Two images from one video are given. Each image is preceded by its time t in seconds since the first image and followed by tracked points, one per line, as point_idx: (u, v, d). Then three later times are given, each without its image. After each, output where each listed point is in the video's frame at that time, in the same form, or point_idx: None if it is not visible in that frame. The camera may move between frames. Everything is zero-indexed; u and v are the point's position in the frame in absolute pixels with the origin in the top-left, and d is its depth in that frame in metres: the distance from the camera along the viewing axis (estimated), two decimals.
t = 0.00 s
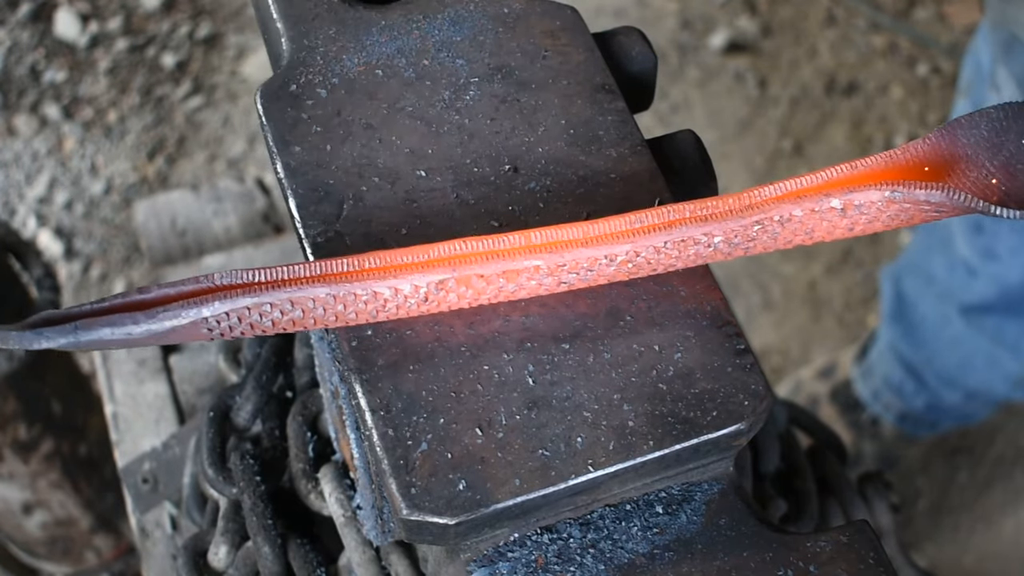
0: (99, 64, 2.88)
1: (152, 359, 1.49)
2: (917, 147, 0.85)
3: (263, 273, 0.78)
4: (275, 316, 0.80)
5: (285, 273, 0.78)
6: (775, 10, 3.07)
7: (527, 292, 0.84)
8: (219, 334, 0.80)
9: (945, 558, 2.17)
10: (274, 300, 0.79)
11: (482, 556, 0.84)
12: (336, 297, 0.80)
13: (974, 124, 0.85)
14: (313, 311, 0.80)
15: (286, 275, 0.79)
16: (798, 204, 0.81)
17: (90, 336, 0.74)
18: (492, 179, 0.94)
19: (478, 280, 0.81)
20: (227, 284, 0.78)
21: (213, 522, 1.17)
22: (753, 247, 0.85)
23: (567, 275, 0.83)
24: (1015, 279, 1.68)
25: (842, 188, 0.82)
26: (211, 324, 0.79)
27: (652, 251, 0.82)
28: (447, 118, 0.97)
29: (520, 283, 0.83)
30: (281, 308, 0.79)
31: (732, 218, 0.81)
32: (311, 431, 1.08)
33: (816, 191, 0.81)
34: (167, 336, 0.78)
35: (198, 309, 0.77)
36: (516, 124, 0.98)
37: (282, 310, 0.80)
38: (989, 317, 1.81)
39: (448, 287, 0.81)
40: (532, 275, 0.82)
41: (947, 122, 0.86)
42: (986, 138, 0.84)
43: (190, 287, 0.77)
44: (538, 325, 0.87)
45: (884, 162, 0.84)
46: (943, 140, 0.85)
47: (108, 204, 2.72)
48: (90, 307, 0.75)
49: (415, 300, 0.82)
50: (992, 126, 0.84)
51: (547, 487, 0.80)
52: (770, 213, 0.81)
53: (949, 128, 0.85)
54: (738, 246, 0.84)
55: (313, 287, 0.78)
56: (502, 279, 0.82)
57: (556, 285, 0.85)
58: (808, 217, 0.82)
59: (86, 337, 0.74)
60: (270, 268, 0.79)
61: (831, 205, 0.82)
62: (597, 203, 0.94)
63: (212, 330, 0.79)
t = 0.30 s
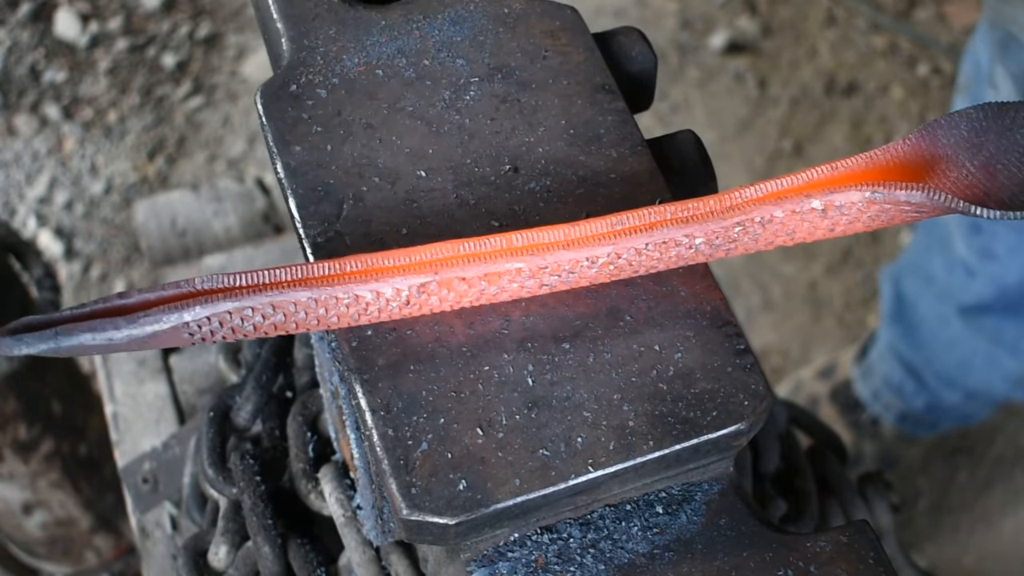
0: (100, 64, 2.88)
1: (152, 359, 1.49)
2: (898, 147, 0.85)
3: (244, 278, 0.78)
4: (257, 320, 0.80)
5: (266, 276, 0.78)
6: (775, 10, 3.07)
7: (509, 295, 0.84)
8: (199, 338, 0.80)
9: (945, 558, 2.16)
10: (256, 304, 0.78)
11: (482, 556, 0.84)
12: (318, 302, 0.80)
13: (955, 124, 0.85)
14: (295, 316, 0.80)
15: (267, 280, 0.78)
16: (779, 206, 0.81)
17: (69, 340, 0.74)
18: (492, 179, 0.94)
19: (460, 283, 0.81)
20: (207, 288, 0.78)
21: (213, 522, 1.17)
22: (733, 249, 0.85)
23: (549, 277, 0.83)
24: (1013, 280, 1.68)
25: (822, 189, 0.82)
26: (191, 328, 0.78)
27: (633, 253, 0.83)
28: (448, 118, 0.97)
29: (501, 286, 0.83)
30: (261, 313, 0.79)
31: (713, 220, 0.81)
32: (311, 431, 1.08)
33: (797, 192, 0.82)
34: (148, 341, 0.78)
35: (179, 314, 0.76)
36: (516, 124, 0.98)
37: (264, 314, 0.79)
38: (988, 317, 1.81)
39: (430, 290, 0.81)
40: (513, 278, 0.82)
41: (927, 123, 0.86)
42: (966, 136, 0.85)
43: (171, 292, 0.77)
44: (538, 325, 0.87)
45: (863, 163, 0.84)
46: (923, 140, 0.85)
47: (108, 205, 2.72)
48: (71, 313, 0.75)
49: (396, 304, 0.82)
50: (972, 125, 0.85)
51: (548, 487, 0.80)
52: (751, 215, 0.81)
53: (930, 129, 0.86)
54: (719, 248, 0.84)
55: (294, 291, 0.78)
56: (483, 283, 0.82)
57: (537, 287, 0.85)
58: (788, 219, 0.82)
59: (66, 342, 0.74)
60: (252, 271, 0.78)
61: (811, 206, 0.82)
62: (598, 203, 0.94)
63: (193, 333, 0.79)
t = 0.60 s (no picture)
0: (100, 64, 2.87)
1: (152, 359, 1.49)
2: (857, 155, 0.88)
3: (199, 292, 0.78)
4: (215, 332, 0.80)
5: (223, 289, 0.79)
6: (775, 10, 3.07)
7: (469, 305, 0.84)
8: (158, 351, 0.80)
9: (945, 557, 2.15)
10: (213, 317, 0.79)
11: (482, 556, 0.84)
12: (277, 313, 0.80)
13: (911, 133, 0.89)
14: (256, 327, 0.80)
15: (224, 292, 0.79)
16: (738, 215, 0.82)
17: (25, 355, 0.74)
18: (492, 179, 0.94)
19: (419, 294, 0.81)
20: (164, 302, 0.78)
21: (213, 522, 1.17)
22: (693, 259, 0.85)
23: (508, 287, 0.83)
24: (1007, 280, 1.68)
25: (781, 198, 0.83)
26: (148, 341, 0.79)
27: (592, 263, 0.83)
28: (448, 118, 0.97)
29: (461, 296, 0.82)
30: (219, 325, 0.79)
31: (673, 229, 0.81)
32: (311, 431, 1.08)
33: (756, 201, 0.83)
34: (105, 355, 0.79)
35: (135, 327, 0.77)
36: (516, 124, 0.98)
37: (222, 326, 0.79)
38: (986, 319, 1.81)
39: (388, 302, 0.81)
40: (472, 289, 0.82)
41: (886, 131, 0.89)
42: (924, 144, 0.88)
43: (127, 305, 0.77)
44: (538, 324, 0.87)
45: (825, 170, 0.86)
46: (882, 147, 0.88)
47: (108, 205, 2.72)
48: (28, 326, 0.76)
49: (355, 316, 0.81)
50: (929, 134, 0.88)
51: (548, 487, 0.80)
52: (709, 224, 0.82)
53: (889, 136, 0.89)
54: (679, 256, 0.84)
55: (252, 303, 0.78)
56: (443, 293, 0.82)
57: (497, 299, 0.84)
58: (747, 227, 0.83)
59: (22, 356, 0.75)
60: (209, 284, 0.79)
61: (771, 215, 0.83)
62: (598, 203, 0.94)
63: (150, 345, 0.79)
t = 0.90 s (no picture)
0: (99, 64, 2.87)
1: (152, 358, 1.49)
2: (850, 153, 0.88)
3: (192, 281, 0.80)
4: (208, 323, 0.80)
5: (218, 279, 0.80)
6: (775, 10, 3.07)
7: (462, 297, 0.83)
8: (151, 342, 0.79)
9: (944, 557, 2.14)
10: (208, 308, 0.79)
11: (483, 556, 0.84)
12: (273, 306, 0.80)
13: (905, 131, 0.88)
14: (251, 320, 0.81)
15: (219, 283, 0.80)
16: (732, 210, 0.83)
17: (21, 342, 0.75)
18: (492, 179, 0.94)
19: (413, 286, 0.81)
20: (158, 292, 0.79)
21: (213, 522, 1.17)
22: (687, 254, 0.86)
23: (502, 281, 0.82)
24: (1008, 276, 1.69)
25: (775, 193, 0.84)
26: (142, 331, 0.78)
27: (587, 258, 0.83)
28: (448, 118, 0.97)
29: (454, 289, 0.82)
30: (213, 316, 0.80)
31: (668, 224, 0.82)
32: (311, 431, 1.08)
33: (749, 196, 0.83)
34: (98, 347, 0.78)
35: (129, 317, 0.77)
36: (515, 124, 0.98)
37: (215, 317, 0.80)
38: (985, 317, 1.82)
39: (382, 294, 0.81)
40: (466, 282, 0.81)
41: (879, 129, 0.89)
42: (917, 143, 0.88)
43: (122, 295, 0.78)
44: (538, 324, 0.87)
45: (817, 167, 0.87)
46: (875, 144, 0.88)
47: (107, 204, 2.72)
48: (25, 316, 0.76)
49: (349, 307, 0.81)
50: (922, 132, 0.88)
51: (548, 487, 0.80)
52: (704, 218, 0.82)
53: (882, 133, 0.88)
54: (672, 251, 0.85)
55: (247, 293, 0.79)
56: (437, 286, 0.81)
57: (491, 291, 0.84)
58: (741, 223, 0.84)
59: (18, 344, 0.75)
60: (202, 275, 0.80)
61: (764, 210, 0.83)
62: (597, 202, 0.94)
63: (144, 337, 0.79)
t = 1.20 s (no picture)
0: (99, 64, 2.87)
1: (152, 358, 1.49)
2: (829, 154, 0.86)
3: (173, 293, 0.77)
4: (187, 333, 0.79)
5: (196, 290, 0.78)
6: (775, 10, 3.07)
7: (442, 305, 0.83)
8: (129, 353, 0.78)
9: (945, 557, 2.14)
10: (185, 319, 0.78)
11: (483, 556, 0.84)
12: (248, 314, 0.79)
13: (882, 131, 0.87)
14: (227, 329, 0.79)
15: (197, 293, 0.78)
16: (710, 213, 0.81)
17: None
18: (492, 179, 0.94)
19: (391, 294, 0.81)
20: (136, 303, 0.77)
21: (213, 522, 1.17)
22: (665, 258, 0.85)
23: (481, 288, 0.82)
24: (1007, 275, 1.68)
25: (753, 196, 0.82)
26: (121, 342, 0.77)
27: (565, 262, 0.82)
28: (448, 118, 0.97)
29: (433, 297, 0.82)
30: (192, 326, 0.78)
31: (646, 228, 0.81)
32: (311, 431, 1.08)
33: (728, 200, 0.82)
34: (75, 358, 0.76)
35: (107, 330, 0.75)
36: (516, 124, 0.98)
37: (195, 328, 0.79)
38: (985, 317, 1.82)
39: (361, 302, 0.81)
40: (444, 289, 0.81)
41: (857, 129, 0.87)
42: (894, 143, 0.86)
43: (99, 307, 0.75)
44: (539, 324, 0.87)
45: (794, 169, 0.85)
46: (853, 146, 0.86)
47: (107, 205, 2.72)
48: None
49: (328, 316, 0.81)
50: (899, 132, 0.87)
51: (548, 487, 0.80)
52: (682, 222, 0.81)
53: (860, 135, 0.87)
54: (651, 256, 0.84)
55: (224, 305, 0.78)
56: (416, 293, 0.81)
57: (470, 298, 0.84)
58: (719, 227, 0.83)
59: None
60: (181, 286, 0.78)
61: (743, 214, 0.82)
62: (598, 202, 0.94)
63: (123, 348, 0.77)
